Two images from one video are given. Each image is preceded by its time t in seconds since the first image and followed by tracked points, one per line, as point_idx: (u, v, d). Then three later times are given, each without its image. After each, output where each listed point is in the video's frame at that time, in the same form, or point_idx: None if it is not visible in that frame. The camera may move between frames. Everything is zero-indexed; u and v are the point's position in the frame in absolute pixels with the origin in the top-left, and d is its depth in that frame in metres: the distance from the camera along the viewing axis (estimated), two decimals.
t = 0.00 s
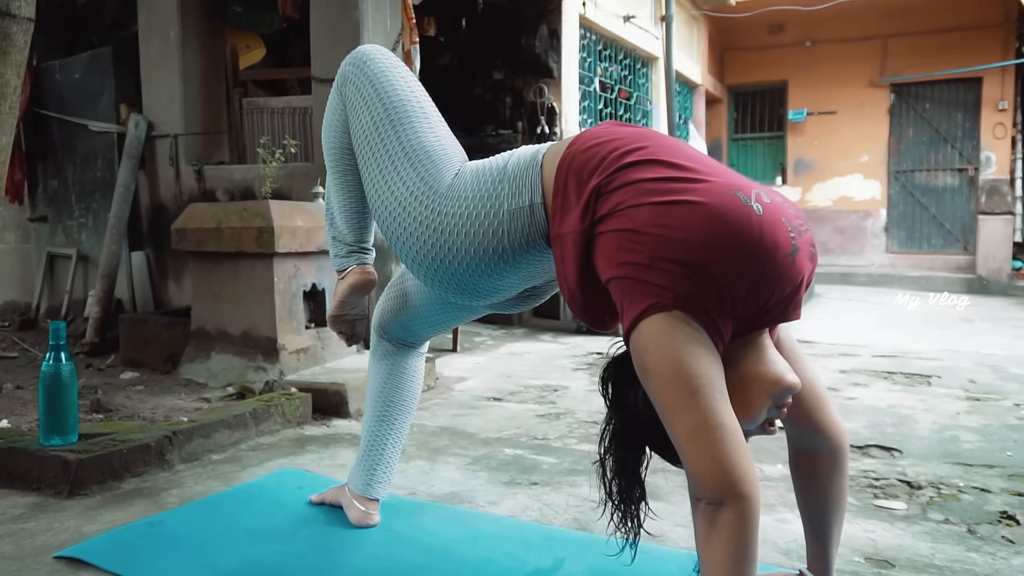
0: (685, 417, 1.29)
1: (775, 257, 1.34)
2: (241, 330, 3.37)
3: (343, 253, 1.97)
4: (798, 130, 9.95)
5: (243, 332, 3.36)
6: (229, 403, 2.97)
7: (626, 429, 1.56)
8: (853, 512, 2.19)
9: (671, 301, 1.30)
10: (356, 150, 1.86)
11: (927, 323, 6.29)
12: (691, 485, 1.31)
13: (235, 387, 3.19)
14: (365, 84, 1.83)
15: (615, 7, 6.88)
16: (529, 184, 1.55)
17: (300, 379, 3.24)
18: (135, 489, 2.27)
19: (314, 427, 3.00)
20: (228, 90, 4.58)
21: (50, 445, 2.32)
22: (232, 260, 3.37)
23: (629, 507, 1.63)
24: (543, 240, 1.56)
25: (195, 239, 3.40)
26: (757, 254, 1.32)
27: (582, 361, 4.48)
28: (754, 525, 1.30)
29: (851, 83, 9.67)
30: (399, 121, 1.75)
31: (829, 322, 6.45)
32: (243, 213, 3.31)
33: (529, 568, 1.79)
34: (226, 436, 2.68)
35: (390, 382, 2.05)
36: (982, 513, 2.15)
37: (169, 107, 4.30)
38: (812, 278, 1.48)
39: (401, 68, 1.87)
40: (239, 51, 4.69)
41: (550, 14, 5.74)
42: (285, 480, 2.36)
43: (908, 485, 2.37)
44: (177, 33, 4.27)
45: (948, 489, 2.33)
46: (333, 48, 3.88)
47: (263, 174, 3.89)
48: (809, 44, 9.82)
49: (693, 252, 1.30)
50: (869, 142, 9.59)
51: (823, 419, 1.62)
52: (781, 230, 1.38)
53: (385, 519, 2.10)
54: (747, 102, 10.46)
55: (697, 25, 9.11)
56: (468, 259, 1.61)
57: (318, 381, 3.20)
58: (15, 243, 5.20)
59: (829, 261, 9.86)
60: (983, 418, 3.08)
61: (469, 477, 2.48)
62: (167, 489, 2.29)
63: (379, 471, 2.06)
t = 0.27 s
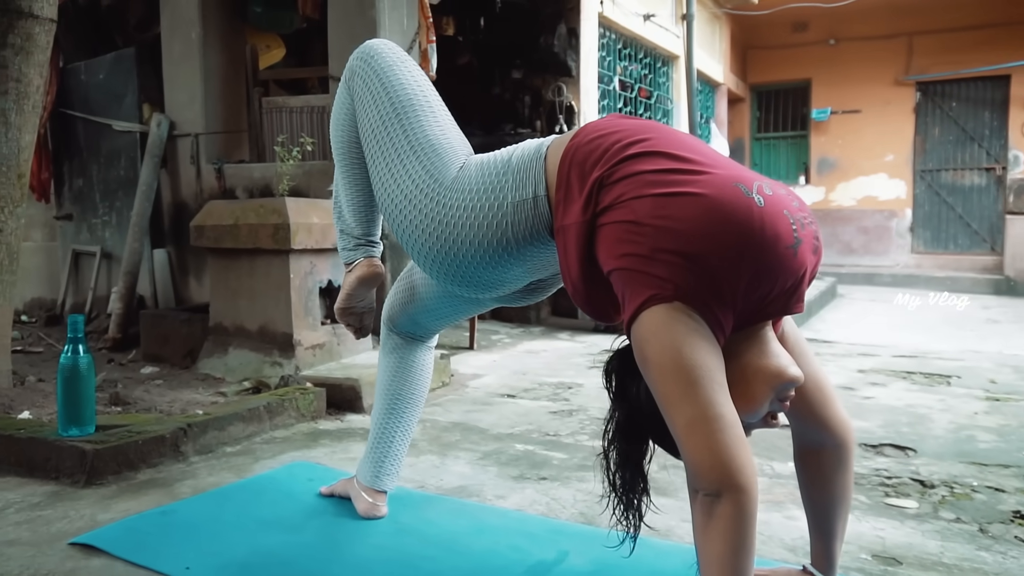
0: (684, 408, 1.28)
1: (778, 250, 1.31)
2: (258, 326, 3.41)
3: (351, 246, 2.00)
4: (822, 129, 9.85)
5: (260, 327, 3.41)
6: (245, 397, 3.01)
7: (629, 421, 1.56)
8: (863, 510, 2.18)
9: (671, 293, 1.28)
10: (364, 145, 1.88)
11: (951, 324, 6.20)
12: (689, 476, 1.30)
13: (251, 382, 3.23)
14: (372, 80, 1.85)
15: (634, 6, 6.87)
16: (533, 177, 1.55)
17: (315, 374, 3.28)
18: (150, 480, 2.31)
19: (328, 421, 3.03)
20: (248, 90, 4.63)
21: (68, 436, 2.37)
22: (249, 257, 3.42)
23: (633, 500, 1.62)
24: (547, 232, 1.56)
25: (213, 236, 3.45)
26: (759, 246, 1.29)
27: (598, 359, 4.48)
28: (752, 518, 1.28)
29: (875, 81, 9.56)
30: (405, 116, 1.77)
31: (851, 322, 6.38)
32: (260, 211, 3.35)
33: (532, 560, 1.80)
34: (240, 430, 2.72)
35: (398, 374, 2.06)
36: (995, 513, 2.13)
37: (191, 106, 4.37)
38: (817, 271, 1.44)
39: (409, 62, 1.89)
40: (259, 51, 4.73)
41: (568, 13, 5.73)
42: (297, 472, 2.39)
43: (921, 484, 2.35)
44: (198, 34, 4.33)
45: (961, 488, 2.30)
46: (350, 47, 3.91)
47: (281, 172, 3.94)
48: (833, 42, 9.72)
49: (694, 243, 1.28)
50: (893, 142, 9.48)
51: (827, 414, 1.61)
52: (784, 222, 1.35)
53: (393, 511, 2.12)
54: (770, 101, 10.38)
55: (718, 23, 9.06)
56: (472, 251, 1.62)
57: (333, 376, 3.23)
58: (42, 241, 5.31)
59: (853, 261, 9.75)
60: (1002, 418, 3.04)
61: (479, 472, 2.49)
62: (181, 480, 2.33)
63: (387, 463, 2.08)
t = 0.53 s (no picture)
0: (684, 399, 1.27)
1: (778, 238, 1.30)
2: (275, 321, 3.45)
3: (361, 241, 2.01)
4: (846, 127, 9.74)
5: (277, 323, 3.45)
6: (261, 391, 3.05)
7: (633, 412, 1.56)
8: (875, 506, 2.16)
9: (671, 284, 1.28)
10: (371, 141, 1.90)
11: (977, 324, 6.10)
12: (689, 466, 1.29)
13: (268, 376, 3.27)
14: (378, 76, 1.87)
15: (655, 4, 6.83)
16: (535, 171, 1.55)
17: (331, 369, 3.31)
18: (165, 470, 2.35)
19: (343, 415, 3.06)
20: (268, 88, 4.68)
21: (86, 426, 2.41)
22: (266, 253, 3.46)
23: (642, 490, 1.61)
24: (550, 226, 1.56)
25: (232, 231, 3.50)
26: (758, 235, 1.28)
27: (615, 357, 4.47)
28: (753, 509, 1.28)
29: (900, 79, 9.44)
30: (411, 112, 1.79)
31: (874, 322, 6.31)
32: (277, 207, 3.39)
33: (538, 552, 1.81)
34: (254, 422, 2.75)
35: (408, 367, 2.09)
36: (1010, 511, 2.10)
37: (212, 105, 4.42)
38: (821, 261, 1.45)
39: (415, 59, 1.90)
40: (279, 50, 4.76)
41: (587, 10, 5.71)
42: (309, 464, 2.42)
43: (936, 482, 2.32)
44: (219, 34, 4.38)
45: (976, 486, 2.27)
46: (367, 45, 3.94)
47: (298, 169, 3.97)
48: (857, 40, 9.61)
49: (693, 234, 1.27)
50: (919, 140, 9.35)
51: (833, 408, 1.60)
52: (783, 211, 1.34)
53: (402, 502, 2.14)
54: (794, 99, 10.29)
55: (740, 21, 8.99)
56: (476, 246, 1.62)
57: (348, 371, 3.26)
58: (68, 238, 5.40)
59: (877, 261, 9.63)
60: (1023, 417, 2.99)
61: (490, 466, 2.50)
62: (196, 471, 2.36)
63: (397, 455, 2.10)
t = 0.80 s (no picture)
0: (678, 384, 1.24)
1: (774, 223, 1.27)
2: (286, 316, 3.48)
3: (367, 233, 1.97)
4: (864, 125, 9.64)
5: (287, 317, 3.47)
6: (270, 384, 3.07)
7: (632, 400, 1.53)
8: (881, 500, 2.14)
9: (666, 269, 1.25)
10: (375, 133, 1.87)
11: (996, 322, 6.03)
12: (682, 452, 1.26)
13: (277, 369, 3.29)
14: (382, 68, 1.85)
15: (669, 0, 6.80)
16: (535, 159, 1.50)
17: (341, 363, 3.33)
18: (173, 460, 2.38)
19: (351, 408, 3.08)
20: (281, 86, 4.71)
21: (96, 417, 2.45)
22: (277, 248, 3.49)
23: (637, 479, 1.60)
24: (550, 215, 1.51)
25: (243, 226, 3.53)
26: (755, 220, 1.25)
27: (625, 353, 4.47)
28: (747, 495, 1.24)
29: (919, 76, 9.34)
30: (413, 102, 1.76)
31: (890, 320, 6.25)
32: (287, 202, 3.42)
33: (538, 542, 1.81)
34: (262, 414, 2.78)
35: (412, 359, 2.09)
36: (1019, 505, 2.07)
37: (226, 103, 4.46)
38: (821, 248, 1.41)
39: (420, 51, 1.87)
40: (292, 48, 4.79)
41: (600, 7, 5.69)
42: (316, 456, 2.44)
43: (944, 477, 2.30)
44: (233, 32, 4.42)
45: (985, 481, 2.25)
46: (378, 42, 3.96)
47: (309, 165, 4.00)
48: (876, 36, 9.52)
49: (688, 218, 1.24)
50: (938, 137, 9.24)
51: (835, 397, 1.55)
52: (778, 196, 1.31)
53: (404, 492, 2.15)
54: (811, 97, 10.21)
55: (756, 18, 8.93)
56: (476, 235, 1.57)
57: (357, 365, 3.28)
58: (86, 235, 5.48)
59: (895, 260, 9.54)
60: None
61: (495, 458, 2.51)
62: (203, 461, 2.39)
63: (401, 445, 2.11)
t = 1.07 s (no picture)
0: (662, 370, 1.17)
1: (764, 213, 1.20)
2: (283, 311, 3.48)
3: (360, 223, 1.96)
4: (865, 123, 9.63)
5: (284, 312, 3.47)
6: (266, 378, 3.08)
7: (621, 391, 1.50)
8: (875, 493, 2.13)
9: (654, 257, 1.18)
10: (369, 122, 1.85)
11: (996, 319, 6.01)
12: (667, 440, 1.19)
13: (274, 364, 3.30)
14: (377, 58, 1.82)
15: None
16: (524, 146, 1.46)
17: (337, 358, 3.33)
18: (166, 453, 2.38)
19: (346, 403, 3.09)
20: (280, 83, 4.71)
21: (90, 410, 2.45)
22: (273, 243, 3.49)
23: (631, 470, 1.57)
24: (540, 203, 1.46)
25: (239, 222, 3.54)
26: (745, 209, 1.18)
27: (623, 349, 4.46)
28: (733, 486, 1.17)
29: (921, 73, 9.32)
30: (406, 92, 1.73)
31: (889, 317, 6.24)
32: (284, 197, 3.43)
33: (528, 533, 1.81)
34: (257, 408, 2.78)
35: (406, 351, 2.08)
36: (1012, 498, 2.06)
37: (224, 99, 4.47)
38: (809, 239, 1.33)
39: (415, 42, 1.85)
40: (291, 45, 4.75)
41: (599, 4, 5.69)
42: (310, 448, 2.44)
43: (938, 470, 2.29)
44: (232, 28, 4.43)
45: (979, 474, 2.24)
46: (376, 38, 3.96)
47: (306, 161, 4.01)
48: (877, 34, 9.51)
49: (677, 207, 1.17)
50: (940, 135, 9.22)
51: (822, 387, 1.52)
52: (767, 185, 1.23)
53: (396, 485, 2.16)
54: (812, 95, 10.20)
55: (757, 16, 8.92)
56: (464, 222, 1.53)
57: (354, 360, 3.29)
58: (86, 232, 5.49)
59: (897, 258, 9.52)
60: None
61: (488, 452, 2.51)
62: (197, 454, 2.39)
63: (393, 437, 2.11)
